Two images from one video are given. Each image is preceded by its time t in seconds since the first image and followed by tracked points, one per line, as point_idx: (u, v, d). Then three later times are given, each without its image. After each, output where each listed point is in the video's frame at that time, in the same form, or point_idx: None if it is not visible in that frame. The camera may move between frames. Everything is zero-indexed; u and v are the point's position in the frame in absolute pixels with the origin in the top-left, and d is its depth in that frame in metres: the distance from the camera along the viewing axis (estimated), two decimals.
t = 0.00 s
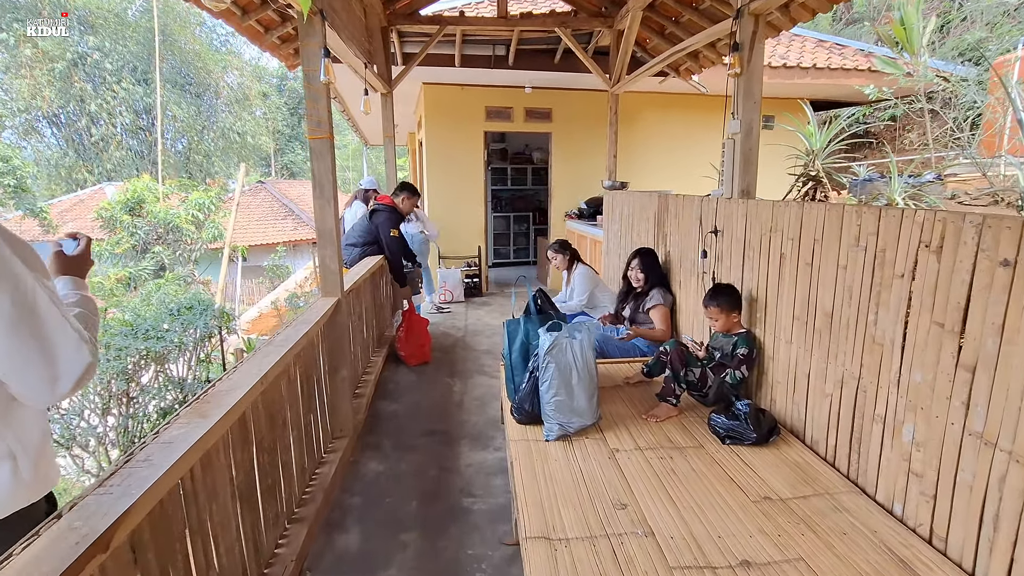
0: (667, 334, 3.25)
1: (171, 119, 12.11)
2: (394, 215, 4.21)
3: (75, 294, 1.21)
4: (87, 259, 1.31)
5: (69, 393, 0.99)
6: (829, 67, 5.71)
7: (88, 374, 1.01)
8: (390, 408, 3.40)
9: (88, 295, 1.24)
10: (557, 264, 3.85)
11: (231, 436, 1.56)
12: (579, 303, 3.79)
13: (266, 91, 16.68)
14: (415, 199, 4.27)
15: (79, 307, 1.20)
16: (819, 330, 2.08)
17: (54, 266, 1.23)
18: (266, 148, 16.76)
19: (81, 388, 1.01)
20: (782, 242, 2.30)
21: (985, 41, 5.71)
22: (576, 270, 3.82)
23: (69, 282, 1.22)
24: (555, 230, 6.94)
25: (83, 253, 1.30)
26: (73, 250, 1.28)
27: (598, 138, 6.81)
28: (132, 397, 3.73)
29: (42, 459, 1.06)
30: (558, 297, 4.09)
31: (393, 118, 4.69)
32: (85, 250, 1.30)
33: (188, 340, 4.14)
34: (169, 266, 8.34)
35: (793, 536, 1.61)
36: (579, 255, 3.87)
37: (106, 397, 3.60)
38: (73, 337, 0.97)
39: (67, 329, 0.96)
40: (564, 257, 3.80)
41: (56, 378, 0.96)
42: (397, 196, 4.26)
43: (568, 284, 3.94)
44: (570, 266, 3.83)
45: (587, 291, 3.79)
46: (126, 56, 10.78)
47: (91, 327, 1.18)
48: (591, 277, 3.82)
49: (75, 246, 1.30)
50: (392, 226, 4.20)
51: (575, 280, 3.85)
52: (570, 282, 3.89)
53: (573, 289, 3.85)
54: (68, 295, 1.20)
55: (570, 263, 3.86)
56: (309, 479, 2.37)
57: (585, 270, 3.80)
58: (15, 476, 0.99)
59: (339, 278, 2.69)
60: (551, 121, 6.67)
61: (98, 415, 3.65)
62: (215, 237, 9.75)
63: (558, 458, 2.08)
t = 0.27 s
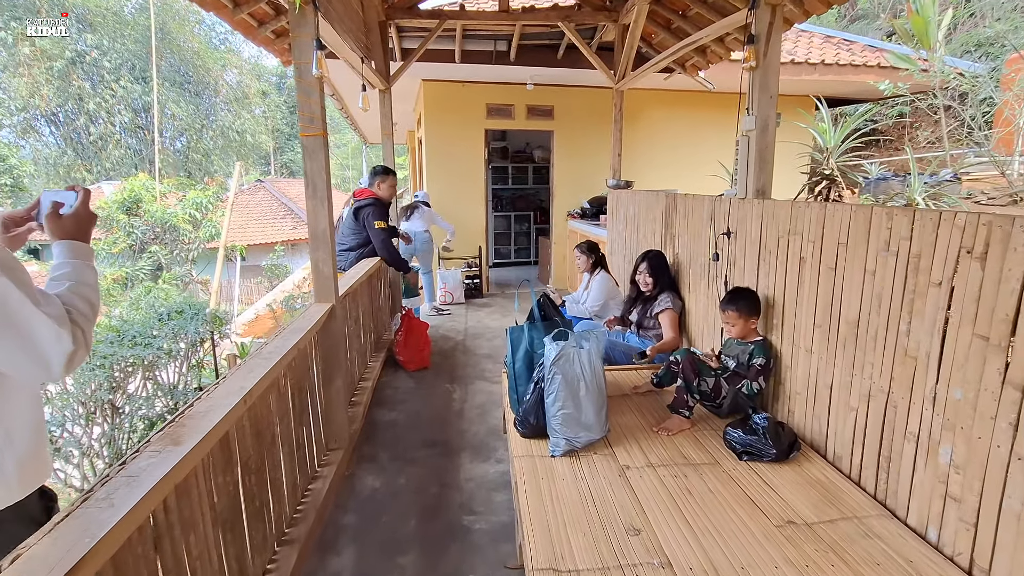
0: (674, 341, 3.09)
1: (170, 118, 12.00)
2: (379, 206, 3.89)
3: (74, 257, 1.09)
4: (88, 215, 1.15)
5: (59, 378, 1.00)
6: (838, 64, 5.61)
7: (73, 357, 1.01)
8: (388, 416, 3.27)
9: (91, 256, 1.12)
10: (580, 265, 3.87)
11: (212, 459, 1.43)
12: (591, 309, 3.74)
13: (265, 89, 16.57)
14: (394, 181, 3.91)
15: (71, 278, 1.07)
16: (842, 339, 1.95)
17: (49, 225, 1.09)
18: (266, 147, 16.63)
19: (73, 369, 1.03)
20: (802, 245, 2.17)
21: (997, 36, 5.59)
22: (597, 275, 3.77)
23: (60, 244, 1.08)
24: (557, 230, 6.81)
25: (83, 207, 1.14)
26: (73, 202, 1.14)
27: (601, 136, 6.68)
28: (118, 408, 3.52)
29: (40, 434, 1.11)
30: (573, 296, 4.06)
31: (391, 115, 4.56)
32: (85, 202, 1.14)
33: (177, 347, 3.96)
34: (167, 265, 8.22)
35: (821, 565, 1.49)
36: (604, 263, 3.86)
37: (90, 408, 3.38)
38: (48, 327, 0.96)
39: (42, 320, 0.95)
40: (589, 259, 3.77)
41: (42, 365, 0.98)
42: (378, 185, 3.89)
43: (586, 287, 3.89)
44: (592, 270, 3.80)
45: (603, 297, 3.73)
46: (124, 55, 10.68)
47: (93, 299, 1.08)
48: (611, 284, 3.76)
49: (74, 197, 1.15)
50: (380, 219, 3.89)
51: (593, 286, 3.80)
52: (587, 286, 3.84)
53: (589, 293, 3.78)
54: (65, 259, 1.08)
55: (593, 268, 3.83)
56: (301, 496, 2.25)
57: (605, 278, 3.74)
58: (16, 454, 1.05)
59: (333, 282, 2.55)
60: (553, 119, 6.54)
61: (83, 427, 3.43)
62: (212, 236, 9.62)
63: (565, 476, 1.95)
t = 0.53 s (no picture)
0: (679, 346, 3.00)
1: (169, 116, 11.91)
2: (360, 200, 3.69)
3: (67, 248, 1.09)
4: (84, 200, 1.13)
5: (38, 374, 1.05)
6: (847, 58, 5.50)
7: (48, 356, 1.04)
8: (388, 421, 3.16)
9: (87, 248, 1.12)
10: (602, 262, 3.83)
11: (198, 478, 1.32)
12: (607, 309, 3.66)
13: (265, 87, 16.50)
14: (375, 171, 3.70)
15: (57, 272, 1.08)
16: (871, 345, 1.84)
17: (41, 215, 1.07)
18: (266, 145, 16.54)
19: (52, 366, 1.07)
20: (825, 245, 2.05)
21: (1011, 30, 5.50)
22: (617, 273, 3.73)
23: (50, 235, 1.07)
24: (560, 228, 6.69)
25: (79, 194, 1.12)
26: (69, 188, 1.11)
27: (605, 132, 6.56)
28: (107, 416, 3.38)
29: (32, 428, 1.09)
30: (590, 293, 4.01)
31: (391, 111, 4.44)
32: (79, 191, 1.11)
33: (170, 350, 3.85)
34: (165, 264, 8.12)
35: None
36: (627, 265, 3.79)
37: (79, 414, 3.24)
38: (17, 327, 0.98)
39: (9, 320, 0.97)
40: (611, 257, 3.75)
41: (18, 363, 1.02)
42: (362, 176, 3.66)
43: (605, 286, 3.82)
44: (613, 269, 3.77)
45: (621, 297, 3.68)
46: (123, 52, 10.59)
47: (80, 295, 1.10)
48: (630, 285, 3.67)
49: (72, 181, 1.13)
50: (362, 213, 3.69)
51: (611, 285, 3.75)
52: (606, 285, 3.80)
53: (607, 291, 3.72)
54: (56, 250, 1.08)
55: (614, 267, 3.79)
56: (297, 509, 2.13)
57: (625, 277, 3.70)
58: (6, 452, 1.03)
59: (330, 283, 2.44)
60: (556, 115, 6.42)
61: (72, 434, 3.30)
62: (210, 235, 9.51)
63: (576, 490, 1.84)
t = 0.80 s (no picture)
0: (688, 347, 2.91)
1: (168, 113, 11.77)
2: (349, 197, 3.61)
3: (86, 245, 1.01)
4: (105, 194, 1.06)
5: (56, 381, 0.96)
6: (858, 54, 5.41)
7: (67, 362, 0.95)
8: (392, 426, 3.07)
9: (109, 246, 1.03)
10: (613, 261, 3.76)
11: (196, 496, 1.23)
12: (616, 310, 3.60)
13: (265, 85, 16.40)
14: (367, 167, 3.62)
15: (78, 271, 0.99)
16: (906, 351, 1.75)
17: (61, 209, 1.01)
18: (266, 143, 16.41)
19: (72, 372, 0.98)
20: (853, 245, 1.96)
21: None
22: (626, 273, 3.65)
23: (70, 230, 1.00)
24: (565, 227, 6.58)
25: (100, 186, 1.05)
26: (91, 182, 1.05)
27: (615, 129, 6.47)
28: (103, 422, 3.27)
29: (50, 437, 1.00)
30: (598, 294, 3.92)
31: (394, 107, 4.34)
32: (101, 183, 1.05)
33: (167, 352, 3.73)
34: (164, 263, 7.98)
35: None
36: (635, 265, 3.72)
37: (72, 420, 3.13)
38: (34, 331, 0.90)
39: (24, 322, 0.89)
40: (623, 256, 3.67)
41: (35, 369, 0.93)
42: (351, 173, 3.59)
43: (614, 286, 3.75)
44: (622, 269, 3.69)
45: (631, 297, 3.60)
46: (122, 49, 10.46)
47: (101, 294, 1.00)
48: (639, 286, 3.60)
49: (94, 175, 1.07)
50: (354, 212, 3.61)
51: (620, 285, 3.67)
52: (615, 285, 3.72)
53: (616, 291, 3.66)
54: (75, 248, 1.00)
55: (623, 267, 3.71)
56: (300, 520, 2.04)
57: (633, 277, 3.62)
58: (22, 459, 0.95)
59: (333, 284, 2.33)
60: (561, 112, 6.32)
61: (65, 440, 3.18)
62: (210, 234, 9.40)
63: (595, 503, 1.74)
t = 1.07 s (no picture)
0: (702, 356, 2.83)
1: (168, 113, 11.65)
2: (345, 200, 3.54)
3: (122, 263, 0.96)
4: (142, 209, 1.02)
5: (92, 412, 0.86)
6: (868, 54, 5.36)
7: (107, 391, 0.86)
8: (399, 436, 2.99)
9: (146, 264, 0.99)
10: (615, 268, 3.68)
11: (204, 530, 1.15)
12: (624, 319, 3.51)
13: (265, 85, 16.32)
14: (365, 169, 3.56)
15: (116, 291, 0.95)
16: (943, 367, 1.67)
17: (97, 224, 0.96)
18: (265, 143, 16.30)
19: (109, 399, 0.88)
20: (884, 254, 1.89)
21: None
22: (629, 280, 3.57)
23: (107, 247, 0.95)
24: (570, 229, 6.50)
25: (137, 201, 1.01)
26: (126, 196, 1.01)
27: (623, 131, 6.39)
28: (103, 435, 3.11)
29: (74, 460, 0.97)
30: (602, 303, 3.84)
31: (398, 109, 4.27)
32: (138, 198, 1.01)
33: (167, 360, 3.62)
34: (164, 264, 7.86)
35: None
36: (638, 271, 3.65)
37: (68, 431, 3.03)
38: (73, 358, 0.81)
39: (67, 348, 0.80)
40: (626, 262, 3.59)
41: (72, 400, 0.84)
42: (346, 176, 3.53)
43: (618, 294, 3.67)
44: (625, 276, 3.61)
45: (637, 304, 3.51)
46: (121, 49, 10.36)
47: (139, 316, 0.95)
48: (643, 292, 3.53)
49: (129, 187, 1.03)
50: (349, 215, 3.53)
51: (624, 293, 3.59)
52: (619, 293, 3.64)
53: (621, 300, 3.57)
54: (112, 267, 0.95)
55: (626, 275, 3.64)
56: (308, 540, 1.96)
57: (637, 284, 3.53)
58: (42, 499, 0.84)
59: (341, 293, 2.26)
60: (566, 113, 6.25)
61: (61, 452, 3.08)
62: (210, 235, 9.30)
63: (618, 526, 1.66)
